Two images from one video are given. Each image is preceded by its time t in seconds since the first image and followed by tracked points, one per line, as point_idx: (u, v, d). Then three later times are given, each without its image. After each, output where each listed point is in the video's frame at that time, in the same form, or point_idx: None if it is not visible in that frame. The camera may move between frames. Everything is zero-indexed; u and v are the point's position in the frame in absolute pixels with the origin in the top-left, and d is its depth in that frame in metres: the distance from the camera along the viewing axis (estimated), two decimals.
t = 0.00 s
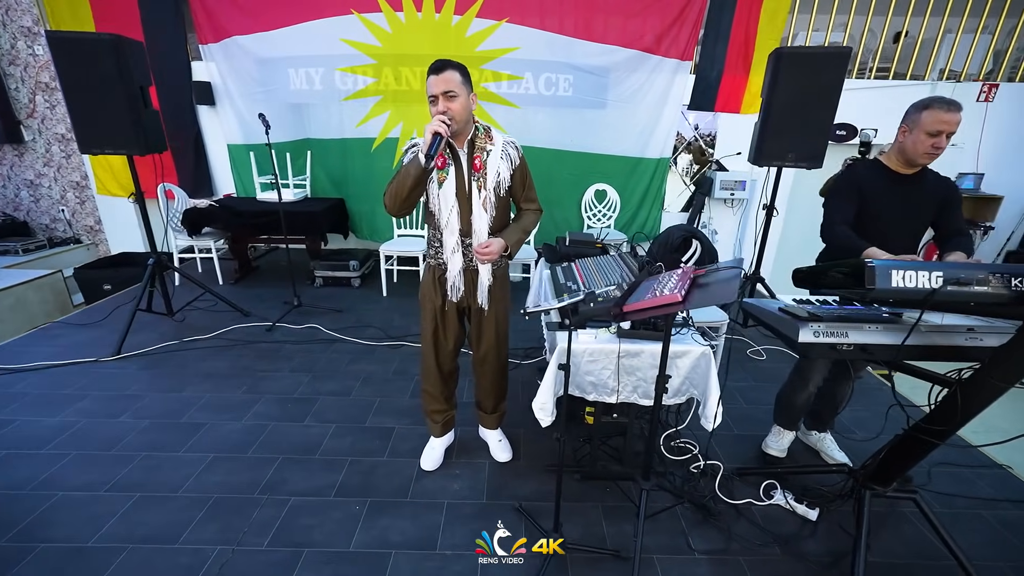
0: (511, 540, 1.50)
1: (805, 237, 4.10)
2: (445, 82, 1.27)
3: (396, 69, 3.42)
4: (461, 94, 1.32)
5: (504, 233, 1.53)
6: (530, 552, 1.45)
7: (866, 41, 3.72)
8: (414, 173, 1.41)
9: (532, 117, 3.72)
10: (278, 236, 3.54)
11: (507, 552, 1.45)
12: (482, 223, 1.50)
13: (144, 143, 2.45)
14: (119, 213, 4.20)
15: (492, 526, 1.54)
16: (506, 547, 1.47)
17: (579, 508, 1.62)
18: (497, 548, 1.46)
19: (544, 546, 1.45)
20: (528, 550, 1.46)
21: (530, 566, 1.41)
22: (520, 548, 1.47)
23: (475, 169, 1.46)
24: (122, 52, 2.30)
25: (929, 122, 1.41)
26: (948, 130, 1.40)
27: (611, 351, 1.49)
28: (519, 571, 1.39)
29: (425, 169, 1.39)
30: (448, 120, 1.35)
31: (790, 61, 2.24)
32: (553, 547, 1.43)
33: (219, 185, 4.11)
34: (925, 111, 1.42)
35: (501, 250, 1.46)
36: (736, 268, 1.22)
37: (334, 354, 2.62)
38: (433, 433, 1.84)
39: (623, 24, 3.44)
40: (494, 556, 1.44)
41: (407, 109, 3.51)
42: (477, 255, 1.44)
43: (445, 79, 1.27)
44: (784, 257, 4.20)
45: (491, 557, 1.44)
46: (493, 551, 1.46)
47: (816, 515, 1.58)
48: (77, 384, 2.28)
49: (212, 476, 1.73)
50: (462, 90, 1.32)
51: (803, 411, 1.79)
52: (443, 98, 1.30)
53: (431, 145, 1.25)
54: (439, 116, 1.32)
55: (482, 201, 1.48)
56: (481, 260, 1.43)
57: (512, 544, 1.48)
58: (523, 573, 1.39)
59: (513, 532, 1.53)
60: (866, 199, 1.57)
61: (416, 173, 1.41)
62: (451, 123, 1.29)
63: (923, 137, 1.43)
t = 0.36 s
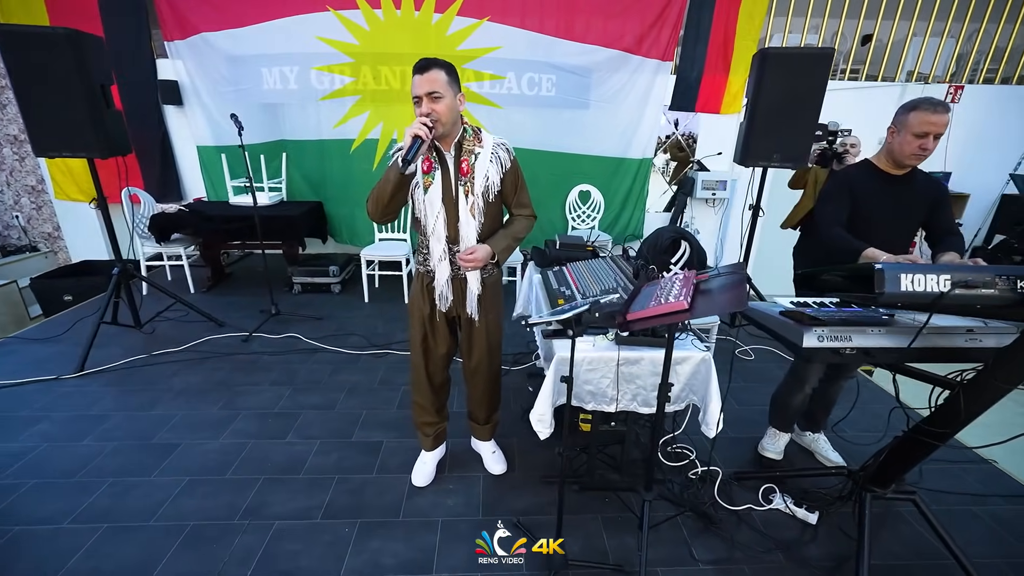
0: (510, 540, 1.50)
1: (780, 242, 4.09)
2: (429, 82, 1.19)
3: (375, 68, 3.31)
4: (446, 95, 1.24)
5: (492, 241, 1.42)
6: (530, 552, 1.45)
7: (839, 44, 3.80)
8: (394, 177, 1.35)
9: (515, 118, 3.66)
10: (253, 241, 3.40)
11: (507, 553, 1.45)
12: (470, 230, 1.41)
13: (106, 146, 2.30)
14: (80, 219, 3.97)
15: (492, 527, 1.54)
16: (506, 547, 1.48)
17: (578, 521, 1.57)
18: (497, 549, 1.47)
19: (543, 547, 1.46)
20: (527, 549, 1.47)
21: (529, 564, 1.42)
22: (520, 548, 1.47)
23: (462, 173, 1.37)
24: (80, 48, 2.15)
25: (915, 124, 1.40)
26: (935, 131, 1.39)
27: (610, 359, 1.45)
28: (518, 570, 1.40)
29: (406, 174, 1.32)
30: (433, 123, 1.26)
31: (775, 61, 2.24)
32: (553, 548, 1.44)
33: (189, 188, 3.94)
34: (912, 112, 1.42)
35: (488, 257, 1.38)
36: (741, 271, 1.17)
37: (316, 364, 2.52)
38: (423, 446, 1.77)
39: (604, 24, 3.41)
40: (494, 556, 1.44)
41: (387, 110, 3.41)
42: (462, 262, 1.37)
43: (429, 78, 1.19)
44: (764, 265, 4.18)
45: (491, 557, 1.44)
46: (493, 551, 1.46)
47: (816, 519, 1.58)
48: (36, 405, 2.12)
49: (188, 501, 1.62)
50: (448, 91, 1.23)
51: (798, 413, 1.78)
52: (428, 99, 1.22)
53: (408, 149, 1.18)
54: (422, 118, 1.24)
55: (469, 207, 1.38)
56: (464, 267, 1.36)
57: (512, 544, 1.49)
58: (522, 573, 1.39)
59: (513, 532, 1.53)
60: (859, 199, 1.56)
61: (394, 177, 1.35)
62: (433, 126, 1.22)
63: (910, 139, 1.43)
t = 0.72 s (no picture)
0: (510, 539, 1.52)
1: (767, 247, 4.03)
2: (421, 84, 1.12)
3: (353, 71, 3.20)
4: (438, 100, 1.16)
5: (477, 253, 1.32)
6: (530, 552, 1.48)
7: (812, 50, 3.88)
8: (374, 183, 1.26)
9: (497, 121, 3.60)
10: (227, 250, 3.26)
11: (507, 553, 1.47)
12: (456, 241, 1.32)
13: (63, 153, 2.15)
14: (37, 229, 3.74)
15: (493, 527, 1.56)
16: (505, 547, 1.49)
17: (577, 538, 1.52)
18: (497, 549, 1.48)
19: (544, 546, 1.48)
20: (527, 550, 1.49)
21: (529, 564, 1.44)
22: (520, 548, 1.49)
23: (450, 182, 1.30)
24: (32, 47, 2.00)
25: (906, 130, 1.41)
26: (926, 137, 1.40)
27: (608, 371, 1.40)
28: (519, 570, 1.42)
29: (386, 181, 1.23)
30: (422, 128, 1.19)
31: (760, 65, 2.24)
32: (553, 547, 1.48)
33: (157, 196, 3.77)
34: (902, 119, 1.43)
35: (469, 270, 1.27)
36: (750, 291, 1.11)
37: (297, 379, 2.41)
38: (413, 464, 1.69)
39: (584, 27, 3.38)
40: (494, 556, 1.46)
41: (366, 113, 3.30)
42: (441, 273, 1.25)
43: (421, 80, 1.13)
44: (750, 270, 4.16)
45: (491, 557, 1.46)
46: (493, 550, 1.47)
47: (816, 526, 1.57)
48: None
49: (161, 535, 1.50)
50: (439, 96, 1.16)
51: (793, 419, 1.78)
52: (417, 102, 1.15)
53: (389, 155, 1.10)
54: (409, 122, 1.17)
55: (455, 218, 1.30)
56: (443, 278, 1.24)
57: (511, 544, 1.50)
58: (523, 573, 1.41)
59: (513, 534, 1.54)
60: (852, 205, 1.56)
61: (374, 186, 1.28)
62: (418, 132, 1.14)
63: (901, 145, 1.43)
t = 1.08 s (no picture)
0: (510, 539, 1.53)
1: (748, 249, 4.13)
2: (422, 87, 1.05)
3: (329, 73, 3.09)
4: (438, 105, 1.09)
5: (470, 263, 1.25)
6: (530, 552, 1.50)
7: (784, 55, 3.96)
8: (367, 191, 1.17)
9: (478, 125, 3.53)
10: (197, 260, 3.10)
11: (507, 553, 1.48)
12: (451, 252, 1.26)
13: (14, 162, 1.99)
14: None
15: (493, 527, 1.58)
16: (505, 547, 1.51)
17: (578, 555, 1.48)
18: (497, 548, 1.49)
19: (544, 546, 1.51)
20: (527, 549, 1.50)
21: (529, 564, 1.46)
22: (520, 548, 1.51)
23: (446, 191, 1.24)
24: None
25: (895, 137, 1.42)
26: (914, 144, 1.41)
27: (609, 383, 1.36)
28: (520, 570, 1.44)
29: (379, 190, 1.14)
30: (418, 135, 1.11)
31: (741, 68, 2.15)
32: (553, 547, 1.50)
33: (119, 203, 3.57)
34: (891, 125, 1.44)
35: (462, 278, 1.20)
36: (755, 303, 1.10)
37: (276, 396, 2.30)
38: (404, 484, 1.61)
39: (563, 31, 3.35)
40: (494, 556, 1.47)
41: (343, 117, 3.20)
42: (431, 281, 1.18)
43: (421, 84, 1.05)
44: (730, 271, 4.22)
45: (491, 557, 1.47)
46: (493, 551, 1.48)
47: (814, 530, 1.57)
48: None
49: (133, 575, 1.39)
50: (439, 101, 1.09)
51: (786, 423, 1.78)
52: (416, 106, 1.07)
53: (383, 163, 1.03)
54: (406, 127, 1.09)
55: (450, 228, 1.24)
56: (433, 286, 1.17)
57: (512, 544, 1.52)
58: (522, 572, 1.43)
59: (512, 534, 1.56)
60: (844, 210, 1.57)
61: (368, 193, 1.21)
62: (415, 138, 1.06)
63: (890, 152, 1.45)
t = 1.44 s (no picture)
0: (510, 539, 1.56)
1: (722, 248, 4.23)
2: (429, 91, 1.01)
3: (301, 74, 2.97)
4: (444, 112, 1.05)
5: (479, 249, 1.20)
6: (529, 552, 1.51)
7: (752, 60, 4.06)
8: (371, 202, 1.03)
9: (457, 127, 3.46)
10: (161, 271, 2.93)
11: (507, 553, 1.51)
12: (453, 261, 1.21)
13: None
14: None
15: (492, 527, 1.61)
16: (505, 547, 1.53)
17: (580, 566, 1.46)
18: (497, 548, 1.52)
19: (544, 547, 1.53)
20: (527, 549, 1.52)
21: (528, 563, 1.48)
22: (520, 548, 1.53)
23: (448, 200, 1.17)
24: None
25: (879, 149, 1.45)
26: (896, 156, 1.45)
27: (611, 394, 1.34)
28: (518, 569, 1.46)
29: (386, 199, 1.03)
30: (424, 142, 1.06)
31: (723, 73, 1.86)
32: (553, 547, 1.52)
33: (70, 212, 3.34)
34: (876, 135, 1.46)
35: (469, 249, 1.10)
36: (761, 309, 1.12)
37: (254, 414, 2.18)
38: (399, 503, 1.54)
39: (539, 33, 3.32)
40: (494, 556, 1.50)
41: (316, 120, 3.08)
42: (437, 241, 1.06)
43: (428, 88, 1.01)
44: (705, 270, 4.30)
45: (491, 556, 1.50)
46: (493, 550, 1.52)
47: (809, 529, 1.59)
48: None
49: None
50: (445, 107, 1.05)
51: (776, 424, 1.81)
52: (422, 111, 1.03)
53: (394, 168, 0.94)
54: (411, 132, 1.03)
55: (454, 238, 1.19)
56: (440, 244, 1.05)
57: (512, 544, 1.54)
58: (522, 571, 1.45)
59: (512, 534, 1.58)
60: (832, 214, 1.60)
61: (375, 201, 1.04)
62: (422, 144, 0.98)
63: (873, 162, 1.49)
